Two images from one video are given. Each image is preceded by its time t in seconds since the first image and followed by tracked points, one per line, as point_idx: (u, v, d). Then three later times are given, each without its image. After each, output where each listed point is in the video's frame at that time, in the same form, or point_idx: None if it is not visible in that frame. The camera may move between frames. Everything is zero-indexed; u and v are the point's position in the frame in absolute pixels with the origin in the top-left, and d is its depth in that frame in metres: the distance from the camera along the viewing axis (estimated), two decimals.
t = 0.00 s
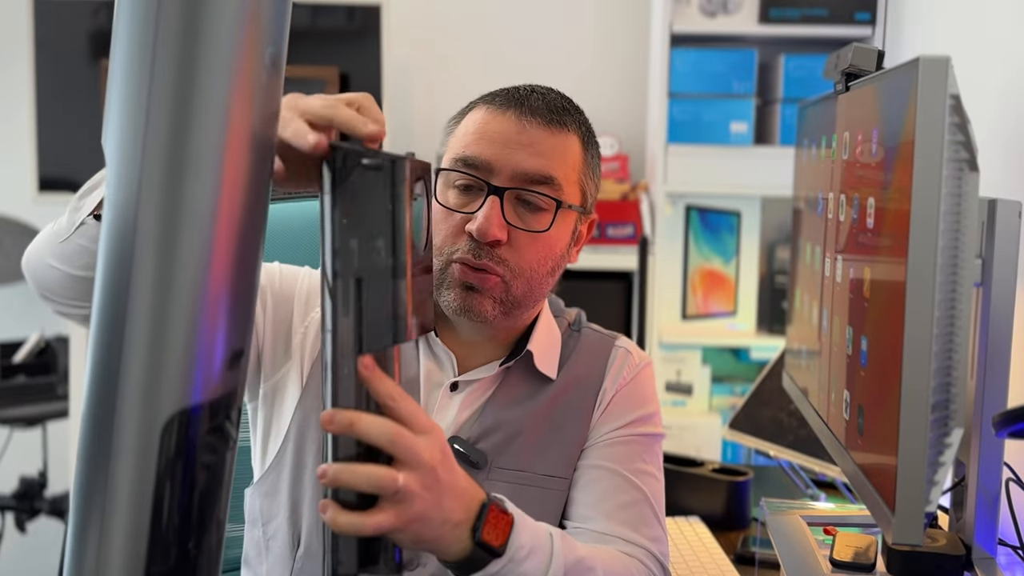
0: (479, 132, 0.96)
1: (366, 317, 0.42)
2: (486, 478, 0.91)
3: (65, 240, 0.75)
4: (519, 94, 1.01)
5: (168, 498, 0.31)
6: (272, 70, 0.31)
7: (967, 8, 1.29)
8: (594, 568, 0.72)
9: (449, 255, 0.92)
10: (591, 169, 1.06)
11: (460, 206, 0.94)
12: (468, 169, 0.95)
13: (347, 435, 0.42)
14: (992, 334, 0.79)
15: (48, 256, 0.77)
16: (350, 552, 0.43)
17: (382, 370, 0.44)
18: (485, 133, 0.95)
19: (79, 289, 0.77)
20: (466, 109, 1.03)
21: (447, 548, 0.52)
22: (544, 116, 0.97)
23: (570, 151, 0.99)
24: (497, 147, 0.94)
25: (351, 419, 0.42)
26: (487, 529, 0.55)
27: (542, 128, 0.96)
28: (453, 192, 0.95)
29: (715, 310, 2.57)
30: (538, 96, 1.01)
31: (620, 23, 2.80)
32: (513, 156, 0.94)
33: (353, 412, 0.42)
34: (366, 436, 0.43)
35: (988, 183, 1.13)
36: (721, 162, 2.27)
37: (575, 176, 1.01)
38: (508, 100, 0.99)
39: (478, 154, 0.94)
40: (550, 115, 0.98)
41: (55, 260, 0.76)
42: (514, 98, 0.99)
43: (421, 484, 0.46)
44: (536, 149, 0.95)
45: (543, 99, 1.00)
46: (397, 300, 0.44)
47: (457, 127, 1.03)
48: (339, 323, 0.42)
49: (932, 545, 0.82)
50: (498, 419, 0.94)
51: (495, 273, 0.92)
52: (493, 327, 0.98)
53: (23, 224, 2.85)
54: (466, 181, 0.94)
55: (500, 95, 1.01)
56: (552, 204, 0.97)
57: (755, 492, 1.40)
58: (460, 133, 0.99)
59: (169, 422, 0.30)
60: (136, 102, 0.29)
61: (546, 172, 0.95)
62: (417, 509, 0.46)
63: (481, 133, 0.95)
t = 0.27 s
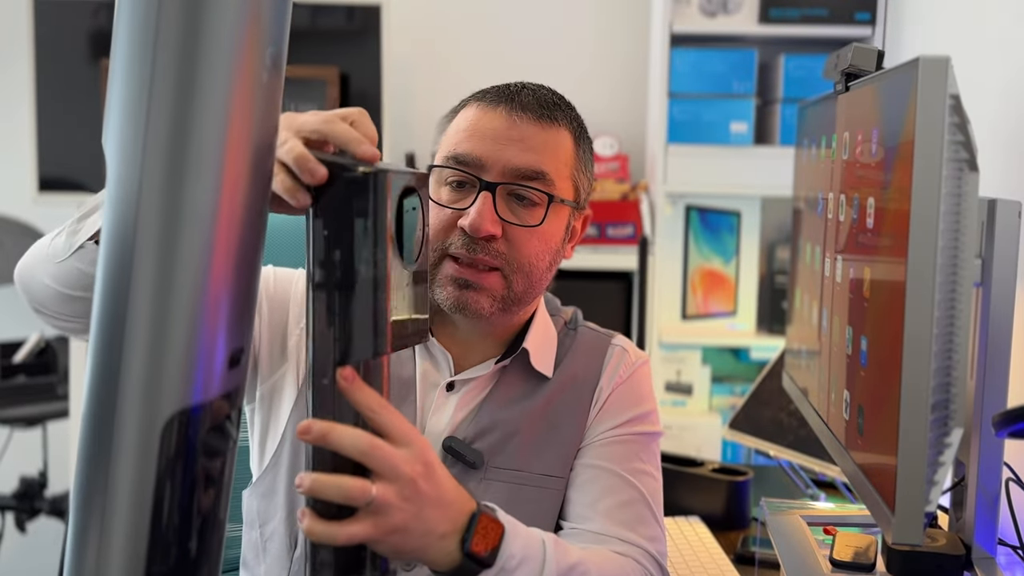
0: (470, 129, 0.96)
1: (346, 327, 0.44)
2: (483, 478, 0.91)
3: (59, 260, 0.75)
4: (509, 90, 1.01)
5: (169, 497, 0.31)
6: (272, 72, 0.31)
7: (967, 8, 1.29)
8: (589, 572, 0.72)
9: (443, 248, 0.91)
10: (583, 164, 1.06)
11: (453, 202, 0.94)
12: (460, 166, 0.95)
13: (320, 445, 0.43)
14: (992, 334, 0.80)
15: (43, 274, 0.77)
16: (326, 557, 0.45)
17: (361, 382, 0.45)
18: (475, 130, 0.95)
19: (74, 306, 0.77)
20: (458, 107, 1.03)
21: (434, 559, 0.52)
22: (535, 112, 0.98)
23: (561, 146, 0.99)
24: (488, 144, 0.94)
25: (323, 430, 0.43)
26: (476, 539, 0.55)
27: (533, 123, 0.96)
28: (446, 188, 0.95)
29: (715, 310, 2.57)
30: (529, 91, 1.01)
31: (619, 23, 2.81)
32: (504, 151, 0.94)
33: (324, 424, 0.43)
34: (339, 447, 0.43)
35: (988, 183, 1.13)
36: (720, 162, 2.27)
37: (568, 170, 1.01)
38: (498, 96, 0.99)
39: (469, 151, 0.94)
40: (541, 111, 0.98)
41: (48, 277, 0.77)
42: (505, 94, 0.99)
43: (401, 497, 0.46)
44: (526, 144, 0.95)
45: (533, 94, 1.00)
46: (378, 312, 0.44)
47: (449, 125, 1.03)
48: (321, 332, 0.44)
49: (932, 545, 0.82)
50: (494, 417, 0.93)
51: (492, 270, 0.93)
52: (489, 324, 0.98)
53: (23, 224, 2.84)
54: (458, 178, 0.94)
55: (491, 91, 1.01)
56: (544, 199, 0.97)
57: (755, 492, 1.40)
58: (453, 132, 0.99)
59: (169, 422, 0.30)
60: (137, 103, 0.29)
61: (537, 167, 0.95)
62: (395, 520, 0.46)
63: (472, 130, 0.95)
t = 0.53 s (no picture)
0: (473, 129, 0.96)
1: (355, 320, 0.44)
2: (485, 477, 0.90)
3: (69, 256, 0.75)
4: (512, 91, 1.01)
5: (169, 497, 0.31)
6: (271, 73, 0.31)
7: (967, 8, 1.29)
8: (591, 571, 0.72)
9: (444, 249, 0.90)
10: (585, 164, 1.07)
11: (456, 202, 0.93)
12: (463, 166, 0.94)
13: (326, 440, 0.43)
14: (992, 334, 0.80)
15: (50, 270, 0.76)
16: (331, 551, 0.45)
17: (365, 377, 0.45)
18: (478, 130, 0.95)
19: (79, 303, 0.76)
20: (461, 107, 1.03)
21: (440, 556, 0.52)
22: (537, 112, 0.98)
23: (564, 147, 1.00)
24: (491, 143, 0.94)
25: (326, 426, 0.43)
26: (482, 537, 0.55)
27: (536, 124, 0.96)
28: (448, 188, 0.94)
29: (715, 310, 2.57)
30: (531, 92, 1.02)
31: (620, 23, 2.81)
32: (508, 151, 0.94)
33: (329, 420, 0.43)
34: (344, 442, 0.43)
35: (988, 183, 1.13)
36: (721, 162, 2.27)
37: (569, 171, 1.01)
38: (501, 96, 1.00)
39: (472, 151, 0.94)
40: (543, 112, 0.99)
41: (57, 274, 0.76)
42: (508, 95, 1.00)
43: (406, 493, 0.46)
44: (530, 144, 0.95)
45: (536, 95, 1.01)
46: (383, 307, 0.44)
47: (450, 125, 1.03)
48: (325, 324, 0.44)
49: (932, 545, 0.82)
50: (497, 418, 0.94)
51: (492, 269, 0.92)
52: (490, 323, 0.98)
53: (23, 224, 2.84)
54: (461, 177, 0.93)
55: (493, 92, 1.02)
56: (546, 199, 0.97)
57: (755, 492, 1.40)
58: (456, 132, 0.99)
59: (169, 422, 0.30)
60: (136, 104, 0.29)
61: (540, 167, 0.96)
62: (400, 516, 0.46)
63: (475, 130, 0.95)
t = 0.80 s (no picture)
0: (487, 127, 0.97)
1: (363, 311, 0.44)
2: (492, 477, 0.91)
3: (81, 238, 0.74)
4: (527, 91, 1.02)
5: (169, 497, 0.31)
6: (271, 75, 0.31)
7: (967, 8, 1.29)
8: (596, 568, 0.72)
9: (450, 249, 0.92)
10: (597, 167, 1.07)
11: (467, 201, 0.95)
12: (474, 165, 0.95)
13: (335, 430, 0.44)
14: (992, 334, 0.80)
15: (61, 256, 0.76)
16: (342, 547, 0.44)
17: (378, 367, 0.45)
18: (491, 129, 0.96)
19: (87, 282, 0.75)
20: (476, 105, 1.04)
21: (447, 547, 0.52)
22: (550, 113, 0.98)
23: (575, 148, 1.00)
24: (503, 143, 0.95)
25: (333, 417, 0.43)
26: (490, 528, 0.55)
27: (548, 124, 0.97)
28: (459, 187, 0.96)
29: (715, 310, 2.57)
30: (545, 93, 1.02)
31: (620, 23, 2.81)
32: (519, 151, 0.95)
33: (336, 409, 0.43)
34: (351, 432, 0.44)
35: (987, 182, 1.13)
36: (720, 162, 2.27)
37: (580, 172, 1.02)
38: (515, 97, 1.00)
39: (483, 150, 0.95)
40: (557, 112, 0.99)
41: (68, 260, 0.76)
42: (522, 95, 1.00)
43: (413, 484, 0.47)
44: (541, 145, 0.96)
45: (550, 96, 1.01)
46: (389, 298, 0.44)
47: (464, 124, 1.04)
48: (334, 320, 0.43)
49: (932, 545, 0.82)
50: (504, 417, 0.94)
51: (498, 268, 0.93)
52: (497, 323, 0.97)
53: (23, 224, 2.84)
54: (473, 177, 0.95)
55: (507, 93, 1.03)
56: (556, 199, 0.97)
57: (755, 492, 1.40)
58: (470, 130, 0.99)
59: (169, 422, 0.30)
60: (137, 104, 0.29)
61: (550, 168, 0.96)
62: (405, 506, 0.46)
63: (489, 129, 0.96)
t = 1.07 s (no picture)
0: (495, 128, 0.96)
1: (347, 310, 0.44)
2: (492, 476, 0.90)
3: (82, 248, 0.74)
4: (536, 92, 1.01)
5: (169, 497, 0.31)
6: (270, 77, 0.31)
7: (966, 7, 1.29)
8: (588, 564, 0.72)
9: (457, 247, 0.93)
10: (603, 170, 1.07)
11: (473, 200, 0.94)
12: (481, 165, 0.94)
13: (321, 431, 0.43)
14: (992, 334, 0.80)
15: (59, 268, 0.77)
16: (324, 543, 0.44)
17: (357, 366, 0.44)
18: (499, 129, 0.95)
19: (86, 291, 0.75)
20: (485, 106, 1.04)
21: (435, 543, 0.52)
22: (559, 115, 0.98)
23: (583, 151, 0.99)
24: (511, 144, 0.94)
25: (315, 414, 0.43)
26: (474, 522, 0.55)
27: (557, 126, 0.96)
28: (466, 186, 0.95)
29: (715, 310, 2.57)
30: (555, 95, 1.02)
31: (620, 23, 2.81)
32: (527, 152, 0.94)
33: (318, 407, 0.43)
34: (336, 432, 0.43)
35: (987, 182, 1.13)
36: (721, 162, 2.27)
37: (586, 175, 1.01)
38: (525, 97, 1.00)
39: (491, 150, 0.94)
40: (565, 114, 0.99)
41: (66, 272, 0.76)
42: (532, 96, 1.00)
43: (398, 480, 0.46)
44: (549, 146, 0.95)
45: (559, 97, 1.01)
46: (369, 295, 0.45)
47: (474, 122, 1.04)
48: (316, 320, 0.43)
49: (932, 545, 0.82)
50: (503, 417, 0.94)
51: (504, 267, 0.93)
52: (501, 320, 0.98)
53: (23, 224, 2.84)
54: (479, 177, 0.94)
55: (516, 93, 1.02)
56: (561, 202, 0.97)
57: (755, 492, 1.40)
58: (477, 131, 0.99)
59: (169, 422, 0.30)
60: (137, 104, 0.29)
61: (557, 170, 0.95)
62: (392, 501, 0.46)
63: (497, 129, 0.96)
